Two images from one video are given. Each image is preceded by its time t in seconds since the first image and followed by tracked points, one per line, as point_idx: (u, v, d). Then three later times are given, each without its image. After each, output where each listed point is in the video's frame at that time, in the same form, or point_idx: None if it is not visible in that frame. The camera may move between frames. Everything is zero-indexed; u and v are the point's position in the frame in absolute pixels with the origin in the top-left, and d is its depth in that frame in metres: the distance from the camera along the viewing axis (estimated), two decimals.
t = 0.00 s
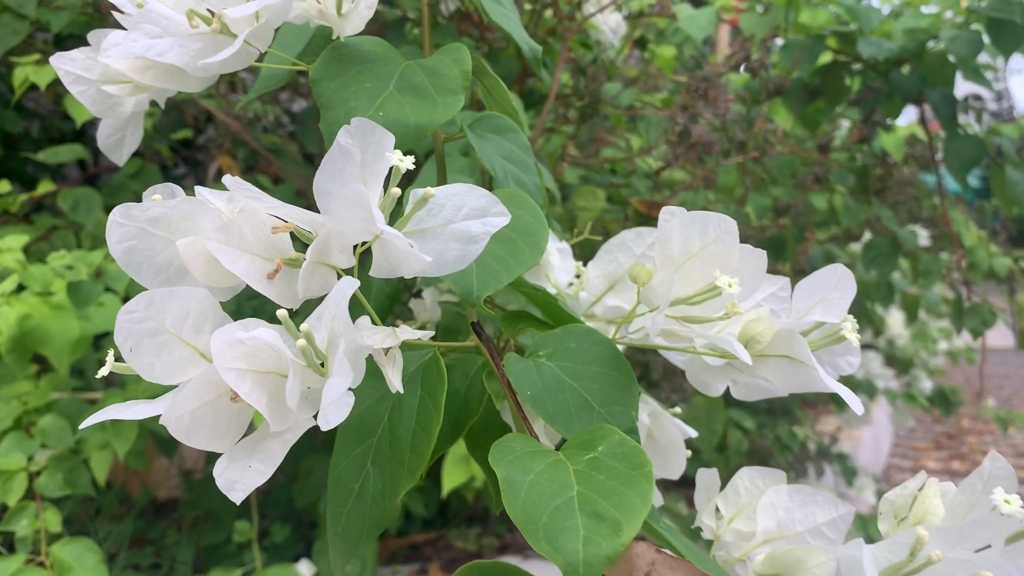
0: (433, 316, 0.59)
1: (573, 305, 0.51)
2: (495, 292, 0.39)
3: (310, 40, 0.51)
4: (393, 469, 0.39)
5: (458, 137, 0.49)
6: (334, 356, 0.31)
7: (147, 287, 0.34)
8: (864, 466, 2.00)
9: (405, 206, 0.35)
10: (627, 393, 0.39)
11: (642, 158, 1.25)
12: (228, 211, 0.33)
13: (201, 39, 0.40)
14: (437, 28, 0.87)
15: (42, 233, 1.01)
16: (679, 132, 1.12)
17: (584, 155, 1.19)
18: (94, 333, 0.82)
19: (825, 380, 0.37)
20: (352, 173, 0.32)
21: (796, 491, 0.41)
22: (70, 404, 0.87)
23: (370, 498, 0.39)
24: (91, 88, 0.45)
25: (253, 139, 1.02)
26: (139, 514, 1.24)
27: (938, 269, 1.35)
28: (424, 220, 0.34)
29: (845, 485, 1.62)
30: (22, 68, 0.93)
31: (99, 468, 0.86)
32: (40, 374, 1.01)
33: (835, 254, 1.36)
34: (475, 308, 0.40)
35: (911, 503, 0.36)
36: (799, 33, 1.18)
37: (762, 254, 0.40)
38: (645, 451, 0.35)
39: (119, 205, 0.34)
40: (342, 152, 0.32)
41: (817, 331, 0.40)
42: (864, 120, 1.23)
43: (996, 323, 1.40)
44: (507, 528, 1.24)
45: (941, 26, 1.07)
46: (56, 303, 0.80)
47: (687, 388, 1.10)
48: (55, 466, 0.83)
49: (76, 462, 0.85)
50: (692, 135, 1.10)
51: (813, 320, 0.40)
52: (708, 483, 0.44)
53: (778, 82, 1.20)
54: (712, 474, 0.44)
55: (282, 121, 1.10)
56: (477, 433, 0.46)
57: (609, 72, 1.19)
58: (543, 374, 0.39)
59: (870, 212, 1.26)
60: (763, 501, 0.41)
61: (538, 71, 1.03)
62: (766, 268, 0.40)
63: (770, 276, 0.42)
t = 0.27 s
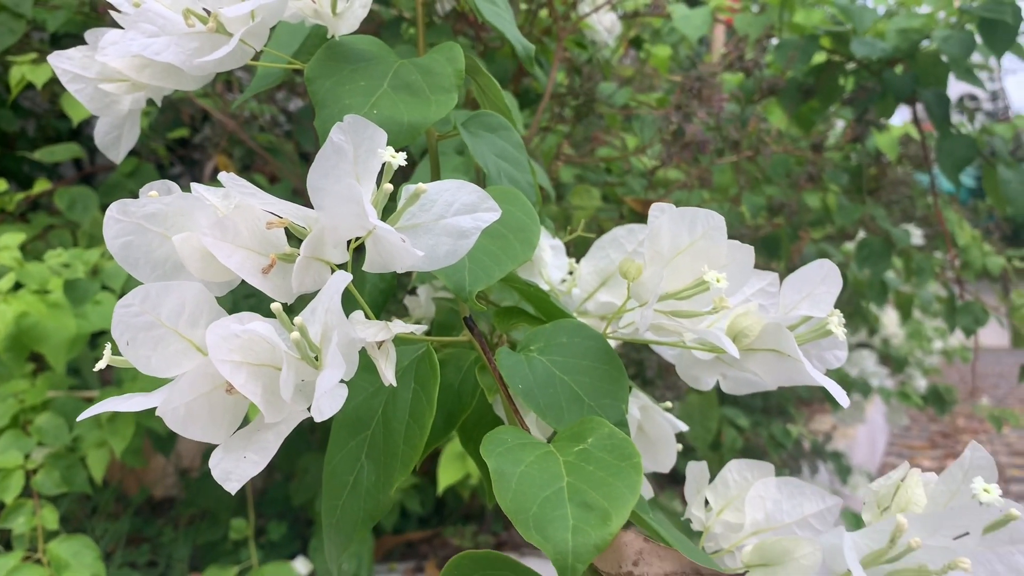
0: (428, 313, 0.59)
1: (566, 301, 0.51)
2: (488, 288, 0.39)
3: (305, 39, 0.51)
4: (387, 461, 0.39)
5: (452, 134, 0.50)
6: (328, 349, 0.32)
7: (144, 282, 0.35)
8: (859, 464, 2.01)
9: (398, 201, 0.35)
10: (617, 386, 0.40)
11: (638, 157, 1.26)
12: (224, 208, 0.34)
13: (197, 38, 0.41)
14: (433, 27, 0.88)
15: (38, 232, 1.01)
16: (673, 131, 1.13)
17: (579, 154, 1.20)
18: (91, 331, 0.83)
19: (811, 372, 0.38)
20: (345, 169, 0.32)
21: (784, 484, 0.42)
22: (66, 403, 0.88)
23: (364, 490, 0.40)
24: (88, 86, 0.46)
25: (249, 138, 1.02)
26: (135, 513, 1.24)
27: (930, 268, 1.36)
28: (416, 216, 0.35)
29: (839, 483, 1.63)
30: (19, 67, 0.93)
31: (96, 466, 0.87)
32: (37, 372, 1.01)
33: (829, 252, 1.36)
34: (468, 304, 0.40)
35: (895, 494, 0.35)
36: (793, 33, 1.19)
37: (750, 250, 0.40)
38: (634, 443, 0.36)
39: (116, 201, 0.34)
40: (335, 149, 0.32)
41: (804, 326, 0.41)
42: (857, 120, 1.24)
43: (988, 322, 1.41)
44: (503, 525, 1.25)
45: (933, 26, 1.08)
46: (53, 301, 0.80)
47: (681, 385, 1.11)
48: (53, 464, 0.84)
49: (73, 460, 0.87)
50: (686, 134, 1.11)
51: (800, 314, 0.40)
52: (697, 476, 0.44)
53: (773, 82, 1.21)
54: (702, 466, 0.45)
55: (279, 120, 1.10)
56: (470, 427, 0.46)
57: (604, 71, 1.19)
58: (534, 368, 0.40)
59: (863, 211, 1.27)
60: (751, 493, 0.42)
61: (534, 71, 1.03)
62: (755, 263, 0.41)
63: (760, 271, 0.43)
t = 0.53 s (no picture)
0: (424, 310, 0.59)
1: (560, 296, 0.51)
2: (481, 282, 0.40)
3: (301, 37, 0.52)
4: (382, 453, 0.40)
5: (447, 131, 0.50)
6: (322, 341, 0.32)
7: (141, 275, 0.35)
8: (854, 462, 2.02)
9: (392, 196, 0.36)
10: (609, 379, 0.40)
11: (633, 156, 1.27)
12: (220, 203, 0.34)
13: (193, 35, 0.41)
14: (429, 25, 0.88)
15: (35, 230, 1.02)
16: (668, 129, 1.13)
17: (574, 153, 1.20)
18: (88, 329, 0.83)
19: (799, 365, 0.38)
20: (339, 164, 0.33)
21: (774, 476, 0.42)
22: (63, 400, 0.88)
23: (359, 482, 0.40)
24: (86, 83, 0.46)
25: (245, 136, 1.03)
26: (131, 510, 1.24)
27: (923, 266, 1.37)
28: (410, 211, 0.35)
29: (833, 480, 1.64)
30: (15, 66, 0.93)
31: (93, 464, 0.88)
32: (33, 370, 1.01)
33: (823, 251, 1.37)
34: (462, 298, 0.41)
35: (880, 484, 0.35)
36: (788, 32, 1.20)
37: (739, 245, 0.41)
38: (625, 435, 0.37)
39: (114, 196, 0.35)
40: (331, 144, 0.32)
41: (794, 320, 0.41)
42: (851, 119, 1.24)
43: (981, 319, 1.41)
44: (499, 523, 1.25)
45: (927, 25, 1.09)
46: (50, 299, 0.81)
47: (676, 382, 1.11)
48: (49, 461, 0.85)
49: (69, 457, 0.88)
50: (681, 133, 1.11)
51: (789, 308, 0.41)
52: (688, 468, 0.45)
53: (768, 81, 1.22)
54: (693, 459, 0.45)
55: (275, 119, 1.11)
56: (464, 421, 0.47)
57: (599, 70, 1.20)
58: (527, 361, 0.40)
59: (857, 210, 1.27)
60: (741, 485, 0.42)
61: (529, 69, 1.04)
62: (745, 258, 0.41)
63: (751, 266, 0.43)
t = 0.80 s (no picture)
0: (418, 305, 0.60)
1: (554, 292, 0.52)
2: (476, 276, 0.40)
3: (297, 34, 0.52)
4: (378, 445, 0.40)
5: (442, 128, 0.51)
6: (318, 334, 0.33)
7: (139, 269, 0.36)
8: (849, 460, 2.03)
9: (387, 190, 0.36)
10: (602, 372, 0.41)
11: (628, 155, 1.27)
12: (217, 197, 0.35)
13: (191, 33, 0.41)
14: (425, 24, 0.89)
15: (31, 229, 1.02)
16: (663, 128, 1.14)
17: (570, 151, 1.21)
18: (85, 327, 0.84)
19: (789, 358, 0.39)
20: (335, 159, 0.33)
21: (766, 468, 0.42)
22: (59, 398, 0.88)
23: (355, 474, 0.41)
24: (84, 80, 0.46)
25: (242, 135, 1.03)
26: (128, 508, 1.25)
27: (917, 264, 1.37)
28: (405, 205, 0.36)
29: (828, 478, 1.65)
30: (12, 64, 0.94)
31: (90, 461, 0.89)
32: (30, 368, 1.02)
33: (818, 249, 1.38)
34: (456, 292, 0.41)
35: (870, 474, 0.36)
36: (782, 31, 1.20)
37: (730, 239, 0.42)
38: (618, 426, 0.37)
39: (112, 191, 0.35)
40: (326, 139, 0.33)
41: (784, 314, 0.42)
42: (845, 117, 1.25)
43: (974, 317, 1.42)
44: (495, 520, 1.26)
45: (920, 25, 1.10)
46: (47, 297, 0.81)
47: (671, 379, 1.12)
48: (46, 459, 0.86)
49: (65, 454, 0.88)
50: (676, 131, 1.12)
51: (780, 302, 0.42)
52: (681, 460, 0.45)
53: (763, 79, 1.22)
54: (686, 453, 0.45)
55: (272, 117, 1.11)
56: (459, 415, 0.47)
57: (595, 69, 1.21)
58: (521, 354, 0.41)
59: (852, 208, 1.28)
60: (732, 476, 0.42)
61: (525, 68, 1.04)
62: (736, 253, 0.42)
63: (742, 261, 0.43)
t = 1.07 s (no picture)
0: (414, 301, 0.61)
1: (548, 287, 0.52)
2: (470, 270, 0.40)
3: (294, 31, 0.53)
4: (374, 438, 0.41)
5: (437, 124, 0.51)
6: (315, 326, 0.33)
7: (137, 263, 0.36)
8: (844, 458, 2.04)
9: (382, 185, 0.37)
10: (595, 365, 0.41)
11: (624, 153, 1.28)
12: (214, 191, 0.35)
13: (188, 29, 0.42)
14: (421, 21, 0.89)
15: (28, 226, 1.02)
16: (658, 126, 1.14)
17: (566, 149, 1.21)
18: (81, 324, 0.84)
19: (779, 351, 0.39)
20: (331, 152, 0.34)
21: (757, 460, 0.42)
22: (56, 396, 0.91)
23: (351, 466, 0.41)
24: (81, 76, 0.47)
25: (238, 133, 1.04)
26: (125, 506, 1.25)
27: (911, 262, 1.38)
28: (400, 199, 0.36)
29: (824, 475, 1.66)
30: (8, 62, 0.94)
31: (86, 458, 0.89)
32: (26, 366, 1.02)
33: (812, 247, 1.39)
34: (451, 286, 0.42)
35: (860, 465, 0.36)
36: (777, 30, 1.21)
37: (722, 234, 0.42)
38: (610, 418, 0.38)
39: (111, 185, 0.36)
40: (321, 133, 0.33)
41: (775, 307, 0.42)
42: (839, 116, 1.26)
43: (968, 315, 1.43)
44: (492, 517, 1.26)
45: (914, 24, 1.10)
46: (43, 294, 0.82)
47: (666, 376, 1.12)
48: (42, 456, 0.87)
49: (62, 452, 0.89)
50: (671, 129, 1.12)
51: (771, 296, 0.42)
52: (673, 453, 0.46)
53: (758, 78, 1.23)
54: (678, 445, 0.46)
55: (268, 116, 1.11)
56: (455, 408, 0.48)
57: (591, 67, 1.21)
58: (515, 348, 0.41)
59: (846, 206, 1.29)
60: (724, 469, 0.43)
61: (520, 66, 1.05)
62: (727, 247, 0.42)
63: (734, 256, 0.44)
